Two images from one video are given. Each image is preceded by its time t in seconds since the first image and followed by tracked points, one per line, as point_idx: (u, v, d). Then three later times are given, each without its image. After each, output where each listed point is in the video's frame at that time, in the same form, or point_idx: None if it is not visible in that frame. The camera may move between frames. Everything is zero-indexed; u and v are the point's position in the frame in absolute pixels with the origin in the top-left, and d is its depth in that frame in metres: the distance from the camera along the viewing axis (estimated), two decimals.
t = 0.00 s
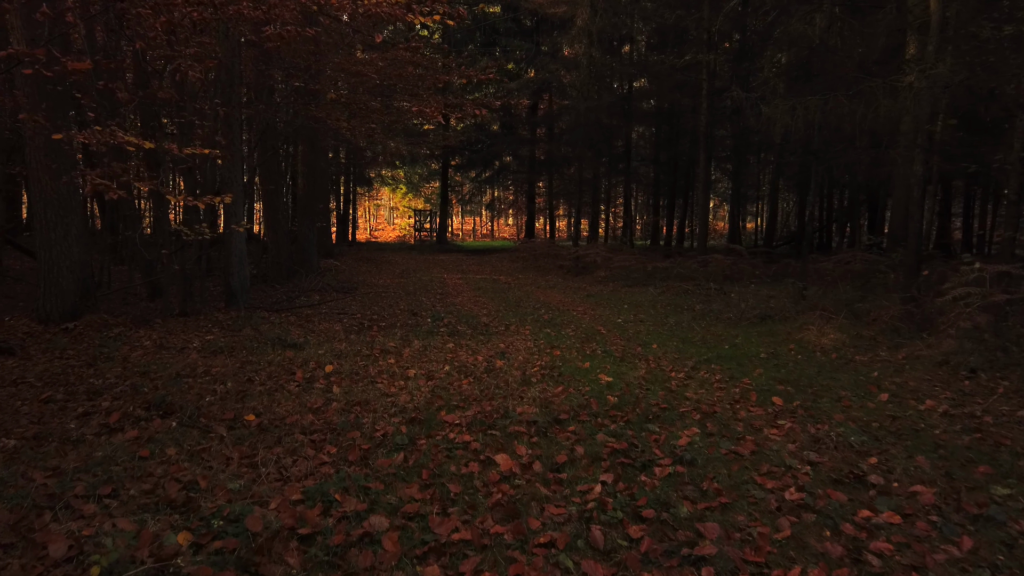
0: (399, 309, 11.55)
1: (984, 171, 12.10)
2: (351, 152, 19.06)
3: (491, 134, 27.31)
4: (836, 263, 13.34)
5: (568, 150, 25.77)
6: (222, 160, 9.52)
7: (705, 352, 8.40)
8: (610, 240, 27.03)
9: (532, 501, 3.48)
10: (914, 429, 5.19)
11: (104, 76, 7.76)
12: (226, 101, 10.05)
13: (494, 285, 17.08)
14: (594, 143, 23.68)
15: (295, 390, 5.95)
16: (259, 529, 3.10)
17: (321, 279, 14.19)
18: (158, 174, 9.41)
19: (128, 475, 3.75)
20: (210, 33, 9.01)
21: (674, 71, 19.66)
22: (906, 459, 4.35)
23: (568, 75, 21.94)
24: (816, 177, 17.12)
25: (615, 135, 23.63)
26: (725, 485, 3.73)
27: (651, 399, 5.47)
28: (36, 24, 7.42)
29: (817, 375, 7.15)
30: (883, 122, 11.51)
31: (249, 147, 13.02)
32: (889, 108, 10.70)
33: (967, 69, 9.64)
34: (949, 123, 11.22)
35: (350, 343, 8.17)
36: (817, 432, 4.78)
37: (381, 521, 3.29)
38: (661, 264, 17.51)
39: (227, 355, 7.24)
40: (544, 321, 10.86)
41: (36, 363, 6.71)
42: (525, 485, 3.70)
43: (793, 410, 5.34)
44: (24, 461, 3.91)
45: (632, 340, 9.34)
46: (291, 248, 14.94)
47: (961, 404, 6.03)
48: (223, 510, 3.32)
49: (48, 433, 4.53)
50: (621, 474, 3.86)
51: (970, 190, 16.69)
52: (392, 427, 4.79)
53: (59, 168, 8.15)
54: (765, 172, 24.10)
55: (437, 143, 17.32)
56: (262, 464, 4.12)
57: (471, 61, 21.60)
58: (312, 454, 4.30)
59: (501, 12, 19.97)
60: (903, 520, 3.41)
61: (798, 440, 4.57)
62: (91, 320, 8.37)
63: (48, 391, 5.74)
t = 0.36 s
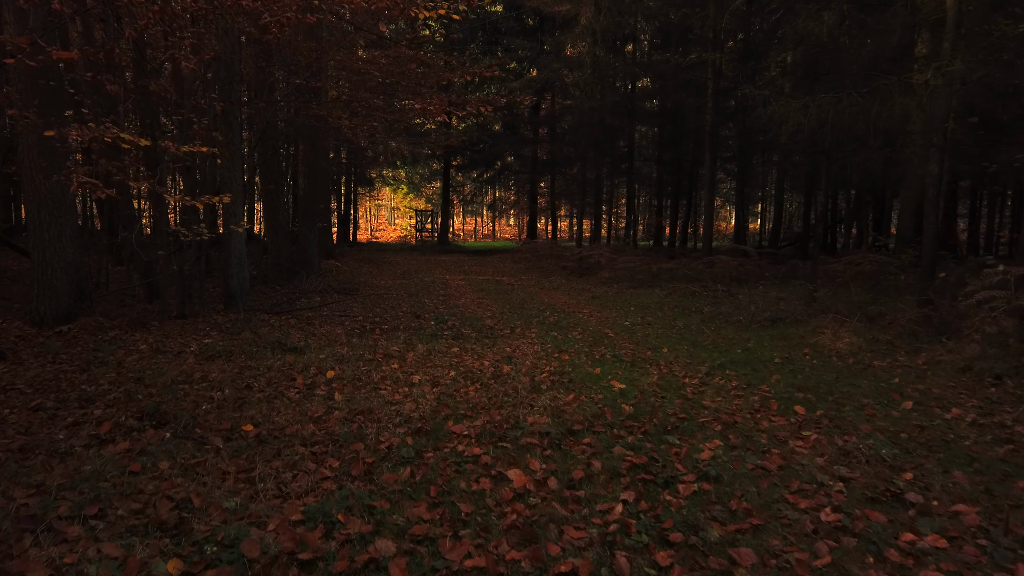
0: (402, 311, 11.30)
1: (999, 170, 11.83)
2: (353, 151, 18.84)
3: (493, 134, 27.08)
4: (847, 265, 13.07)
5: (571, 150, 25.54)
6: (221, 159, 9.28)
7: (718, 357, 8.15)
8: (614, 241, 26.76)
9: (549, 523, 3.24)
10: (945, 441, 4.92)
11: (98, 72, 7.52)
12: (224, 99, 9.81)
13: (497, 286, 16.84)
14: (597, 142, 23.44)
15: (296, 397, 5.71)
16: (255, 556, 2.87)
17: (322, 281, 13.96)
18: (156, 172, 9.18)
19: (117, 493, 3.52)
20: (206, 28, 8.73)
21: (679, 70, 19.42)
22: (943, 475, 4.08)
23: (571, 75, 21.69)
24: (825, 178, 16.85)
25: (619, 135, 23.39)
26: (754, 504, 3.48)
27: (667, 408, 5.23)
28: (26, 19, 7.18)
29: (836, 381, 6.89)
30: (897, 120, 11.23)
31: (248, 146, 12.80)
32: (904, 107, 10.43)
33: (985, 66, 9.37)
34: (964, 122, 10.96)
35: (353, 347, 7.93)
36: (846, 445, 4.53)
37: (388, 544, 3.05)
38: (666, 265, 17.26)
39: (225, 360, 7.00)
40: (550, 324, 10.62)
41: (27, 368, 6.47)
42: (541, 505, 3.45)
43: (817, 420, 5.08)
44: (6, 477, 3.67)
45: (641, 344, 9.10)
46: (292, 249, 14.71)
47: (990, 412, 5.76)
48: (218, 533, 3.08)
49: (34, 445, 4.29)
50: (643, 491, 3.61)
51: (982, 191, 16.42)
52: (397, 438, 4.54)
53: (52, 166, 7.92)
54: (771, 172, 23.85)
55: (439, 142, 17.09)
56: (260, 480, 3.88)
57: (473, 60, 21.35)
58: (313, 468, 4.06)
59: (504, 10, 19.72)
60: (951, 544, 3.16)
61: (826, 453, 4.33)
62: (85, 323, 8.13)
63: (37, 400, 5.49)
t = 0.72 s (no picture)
0: (402, 312, 11.11)
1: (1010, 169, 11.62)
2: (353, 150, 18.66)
3: (494, 133, 26.88)
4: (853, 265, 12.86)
5: (572, 149, 25.31)
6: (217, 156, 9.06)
7: (726, 360, 7.96)
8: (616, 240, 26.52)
9: (561, 542, 3.06)
10: (967, 449, 4.73)
11: (89, 69, 7.33)
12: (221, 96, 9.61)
13: (498, 286, 16.66)
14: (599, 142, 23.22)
15: (293, 402, 5.52)
16: None
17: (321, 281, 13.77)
18: (151, 170, 8.97)
19: (100, 510, 3.32)
20: (201, 22, 8.52)
21: (682, 68, 19.19)
22: (969, 487, 3.88)
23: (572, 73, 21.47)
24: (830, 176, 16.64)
25: (621, 134, 23.19)
26: (776, 521, 3.30)
27: (677, 415, 5.04)
28: (14, 13, 6.97)
29: (849, 386, 6.69)
30: (907, 118, 11.03)
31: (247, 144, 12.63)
32: (914, 105, 10.22)
33: (997, 63, 9.16)
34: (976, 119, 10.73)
35: (352, 350, 7.75)
36: (867, 456, 4.34)
37: (389, 564, 2.86)
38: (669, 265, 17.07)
39: (220, 364, 6.80)
40: (553, 325, 10.44)
41: (16, 372, 6.28)
42: (550, 524, 3.25)
43: (833, 429, 4.89)
44: None
45: (646, 346, 8.91)
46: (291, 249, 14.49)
47: (1009, 417, 5.56)
48: (206, 554, 2.90)
49: (16, 456, 4.08)
50: (657, 507, 3.43)
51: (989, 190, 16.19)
52: (399, 447, 4.36)
53: (44, 165, 7.73)
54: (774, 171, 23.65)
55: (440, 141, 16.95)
56: (254, 493, 3.70)
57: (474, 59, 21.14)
58: (310, 480, 3.88)
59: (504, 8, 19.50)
60: (987, 564, 2.96)
61: (847, 465, 4.13)
62: (79, 325, 7.96)
63: (23, 407, 5.27)
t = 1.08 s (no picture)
0: (400, 313, 10.93)
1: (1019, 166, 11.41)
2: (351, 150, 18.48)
3: (494, 133, 26.67)
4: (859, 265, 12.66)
5: (572, 149, 25.11)
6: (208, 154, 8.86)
7: (731, 362, 7.76)
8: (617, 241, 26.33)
9: (564, 562, 2.84)
10: (987, 456, 4.52)
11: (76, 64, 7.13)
12: (214, 93, 9.42)
13: (498, 287, 16.47)
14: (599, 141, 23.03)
15: (285, 408, 5.33)
16: None
17: (318, 282, 13.56)
18: (142, 168, 8.78)
19: (73, 525, 3.11)
20: (193, 17, 8.32)
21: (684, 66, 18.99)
22: (995, 498, 3.66)
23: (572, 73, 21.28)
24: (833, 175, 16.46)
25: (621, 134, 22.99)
26: (793, 536, 3.10)
27: (684, 421, 4.84)
28: None
29: (860, 389, 6.48)
30: (914, 116, 10.81)
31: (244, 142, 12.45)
32: (922, 101, 10.02)
33: (1008, 57, 8.95)
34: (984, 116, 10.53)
35: (348, 352, 7.55)
36: (884, 463, 4.13)
37: None
38: (670, 265, 16.87)
39: (212, 367, 6.60)
40: (554, 326, 10.23)
41: None
42: (554, 541, 3.04)
43: (847, 435, 4.69)
44: None
45: (649, 348, 8.71)
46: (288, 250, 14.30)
47: None
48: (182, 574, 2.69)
49: None
50: (666, 521, 3.22)
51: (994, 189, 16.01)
52: (393, 455, 4.16)
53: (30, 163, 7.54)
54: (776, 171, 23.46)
55: (439, 141, 16.76)
56: (239, 506, 3.49)
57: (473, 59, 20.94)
58: (299, 491, 3.68)
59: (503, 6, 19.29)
60: None
61: (863, 474, 3.93)
62: (68, 327, 7.77)
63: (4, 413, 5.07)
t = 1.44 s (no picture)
0: (396, 315, 10.67)
1: None
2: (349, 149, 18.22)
3: (493, 132, 26.36)
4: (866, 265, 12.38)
5: (572, 147, 24.79)
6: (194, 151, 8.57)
7: (737, 367, 7.50)
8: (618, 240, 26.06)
9: None
10: (1013, 470, 4.24)
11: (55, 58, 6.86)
12: (202, 89, 9.13)
13: (497, 287, 16.21)
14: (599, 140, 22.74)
15: (271, 418, 5.06)
16: None
17: (313, 282, 13.30)
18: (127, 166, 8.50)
19: (26, 556, 2.85)
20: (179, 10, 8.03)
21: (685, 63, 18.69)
22: None
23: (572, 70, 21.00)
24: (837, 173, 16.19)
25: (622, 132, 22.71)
26: (813, 567, 2.83)
27: (691, 434, 4.58)
28: None
29: (872, 396, 6.22)
30: (923, 112, 10.53)
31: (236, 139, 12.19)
32: (932, 97, 9.73)
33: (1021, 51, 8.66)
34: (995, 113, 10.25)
35: (340, 357, 7.30)
36: (905, 482, 3.86)
37: None
38: (673, 265, 16.60)
39: (198, 374, 6.34)
40: (554, 329, 9.98)
41: None
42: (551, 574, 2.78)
43: (863, 449, 4.42)
44: None
45: (652, 352, 8.46)
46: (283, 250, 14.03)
47: None
48: None
49: None
50: (673, 552, 2.95)
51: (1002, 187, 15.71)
52: (381, 474, 3.89)
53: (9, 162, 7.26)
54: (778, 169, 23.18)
55: (438, 139, 16.49)
56: (211, 532, 3.23)
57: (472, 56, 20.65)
58: (277, 515, 3.41)
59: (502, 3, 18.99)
60: None
61: (884, 494, 3.66)
62: (50, 331, 7.50)
63: None
